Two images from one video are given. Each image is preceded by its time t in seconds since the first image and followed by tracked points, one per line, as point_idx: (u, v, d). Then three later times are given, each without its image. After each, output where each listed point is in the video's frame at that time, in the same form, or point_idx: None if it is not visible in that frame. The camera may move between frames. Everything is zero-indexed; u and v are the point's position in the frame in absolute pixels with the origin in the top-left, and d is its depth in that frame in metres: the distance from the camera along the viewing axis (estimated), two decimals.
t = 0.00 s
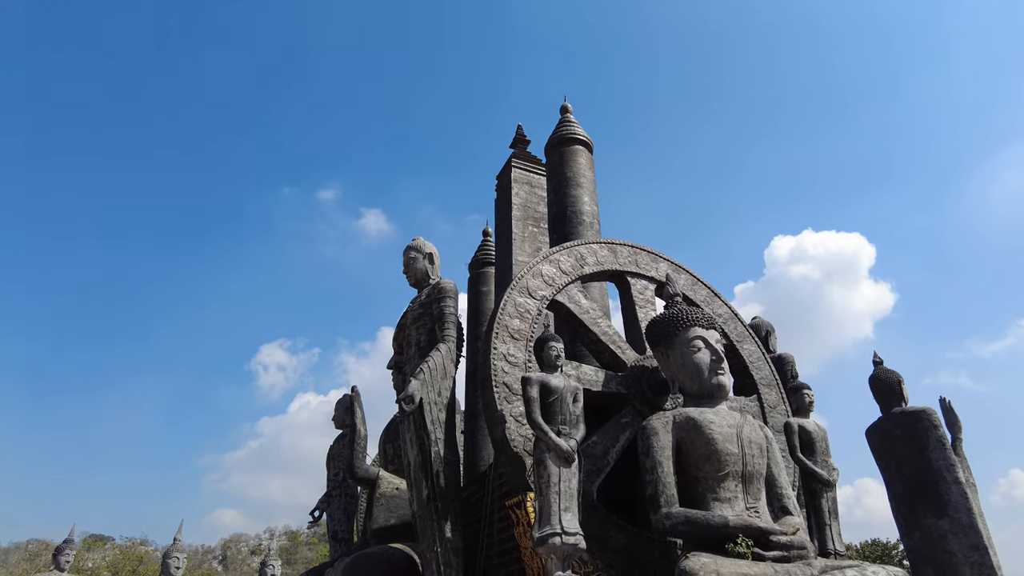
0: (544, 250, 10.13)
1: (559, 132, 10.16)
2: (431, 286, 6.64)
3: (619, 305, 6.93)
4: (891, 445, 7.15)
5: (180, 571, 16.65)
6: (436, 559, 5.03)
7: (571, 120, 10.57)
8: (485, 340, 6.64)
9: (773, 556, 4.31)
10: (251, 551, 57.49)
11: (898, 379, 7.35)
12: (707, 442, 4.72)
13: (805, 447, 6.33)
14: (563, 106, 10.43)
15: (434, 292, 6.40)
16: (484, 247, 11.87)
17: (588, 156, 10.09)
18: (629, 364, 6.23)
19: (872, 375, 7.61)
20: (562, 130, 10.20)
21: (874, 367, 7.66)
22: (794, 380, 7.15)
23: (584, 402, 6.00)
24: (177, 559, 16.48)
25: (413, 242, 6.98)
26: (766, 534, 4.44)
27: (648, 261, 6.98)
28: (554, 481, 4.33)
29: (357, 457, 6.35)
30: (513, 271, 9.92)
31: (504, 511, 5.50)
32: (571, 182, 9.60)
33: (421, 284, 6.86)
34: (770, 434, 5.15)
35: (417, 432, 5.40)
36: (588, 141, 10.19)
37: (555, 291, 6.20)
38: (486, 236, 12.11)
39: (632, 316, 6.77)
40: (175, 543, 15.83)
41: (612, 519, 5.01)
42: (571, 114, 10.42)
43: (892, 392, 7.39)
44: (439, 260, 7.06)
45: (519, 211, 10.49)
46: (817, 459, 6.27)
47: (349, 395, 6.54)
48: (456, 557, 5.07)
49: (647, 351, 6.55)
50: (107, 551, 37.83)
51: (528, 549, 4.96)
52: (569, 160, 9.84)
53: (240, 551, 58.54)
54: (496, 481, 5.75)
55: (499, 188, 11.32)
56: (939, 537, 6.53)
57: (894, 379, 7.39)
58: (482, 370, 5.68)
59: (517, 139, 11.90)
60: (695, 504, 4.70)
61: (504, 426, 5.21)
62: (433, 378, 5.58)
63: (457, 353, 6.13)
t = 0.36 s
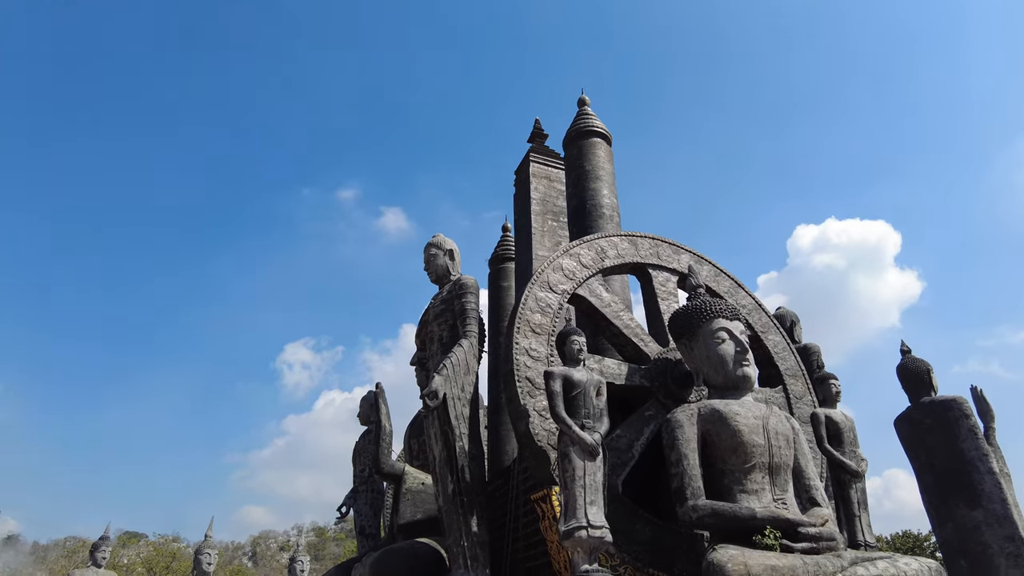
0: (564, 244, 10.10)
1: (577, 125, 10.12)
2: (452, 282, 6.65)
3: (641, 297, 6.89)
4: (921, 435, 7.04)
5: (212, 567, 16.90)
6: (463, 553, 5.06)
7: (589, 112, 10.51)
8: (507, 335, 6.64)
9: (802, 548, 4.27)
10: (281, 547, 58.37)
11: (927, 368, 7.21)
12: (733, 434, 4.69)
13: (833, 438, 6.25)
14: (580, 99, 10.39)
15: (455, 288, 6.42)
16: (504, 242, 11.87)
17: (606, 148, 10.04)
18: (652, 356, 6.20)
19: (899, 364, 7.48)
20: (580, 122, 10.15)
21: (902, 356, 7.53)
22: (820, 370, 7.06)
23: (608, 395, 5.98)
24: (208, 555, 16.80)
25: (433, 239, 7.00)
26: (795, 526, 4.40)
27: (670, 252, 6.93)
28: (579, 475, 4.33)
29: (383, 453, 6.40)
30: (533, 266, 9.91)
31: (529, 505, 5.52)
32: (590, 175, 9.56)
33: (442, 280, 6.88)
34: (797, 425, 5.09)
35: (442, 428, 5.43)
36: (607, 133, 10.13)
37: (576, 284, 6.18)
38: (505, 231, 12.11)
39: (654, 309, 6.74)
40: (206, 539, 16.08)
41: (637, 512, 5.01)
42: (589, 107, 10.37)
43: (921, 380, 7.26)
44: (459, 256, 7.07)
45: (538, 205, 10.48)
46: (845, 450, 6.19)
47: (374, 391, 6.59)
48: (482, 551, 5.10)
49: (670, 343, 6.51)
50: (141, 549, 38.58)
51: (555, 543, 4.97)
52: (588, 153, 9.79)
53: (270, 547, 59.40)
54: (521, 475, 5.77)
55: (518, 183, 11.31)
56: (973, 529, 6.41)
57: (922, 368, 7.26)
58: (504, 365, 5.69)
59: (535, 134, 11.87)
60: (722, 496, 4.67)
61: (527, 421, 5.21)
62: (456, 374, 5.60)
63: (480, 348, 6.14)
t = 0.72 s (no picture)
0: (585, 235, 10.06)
1: (596, 114, 10.06)
2: (473, 275, 6.67)
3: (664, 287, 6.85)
4: (952, 422, 6.91)
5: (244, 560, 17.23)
6: (491, 544, 5.09)
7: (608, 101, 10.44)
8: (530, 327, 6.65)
9: (832, 536, 4.23)
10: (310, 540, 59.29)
11: (958, 353, 7.07)
12: (760, 422, 4.65)
13: (861, 425, 6.18)
14: (599, 88, 10.32)
15: (477, 280, 6.44)
16: (524, 234, 11.86)
17: (626, 137, 9.97)
18: (677, 346, 6.16)
19: (929, 349, 7.34)
20: (599, 112, 10.09)
21: (932, 341, 7.39)
22: (848, 357, 6.97)
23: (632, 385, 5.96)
24: (239, 549, 17.12)
25: (454, 232, 7.02)
26: (824, 514, 4.36)
27: (693, 241, 6.87)
28: (605, 465, 4.33)
29: (410, 446, 6.46)
30: (554, 257, 9.90)
31: (555, 496, 5.54)
32: (610, 164, 9.51)
33: (464, 273, 6.90)
34: (825, 413, 5.04)
35: (467, 419, 5.46)
36: (626, 121, 10.05)
37: (598, 275, 6.16)
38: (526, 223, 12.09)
39: (677, 298, 6.69)
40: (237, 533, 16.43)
41: (664, 502, 5.00)
42: (608, 96, 10.30)
43: (952, 366, 7.12)
44: (481, 249, 7.08)
45: (558, 196, 10.45)
46: (874, 437, 6.11)
47: (399, 385, 6.64)
48: (510, 541, 5.13)
49: (694, 332, 6.47)
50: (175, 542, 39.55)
51: (582, 533, 4.98)
52: (607, 142, 9.74)
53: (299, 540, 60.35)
54: (546, 466, 5.79)
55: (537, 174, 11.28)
56: (1008, 517, 6.29)
57: (953, 353, 7.12)
58: (528, 356, 5.70)
59: (553, 124, 11.82)
60: (750, 485, 4.64)
61: (552, 412, 5.22)
62: (480, 366, 5.62)
63: (503, 340, 6.15)
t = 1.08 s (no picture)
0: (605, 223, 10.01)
1: (615, 101, 9.97)
2: (495, 266, 6.67)
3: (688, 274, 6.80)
4: (986, 405, 6.77)
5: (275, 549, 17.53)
6: (518, 532, 5.12)
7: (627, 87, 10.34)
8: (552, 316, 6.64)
9: (862, 522, 4.19)
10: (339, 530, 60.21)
11: (991, 335, 6.92)
12: (787, 409, 4.61)
13: (891, 410, 6.09)
14: (618, 74, 10.22)
15: (499, 271, 6.44)
16: (545, 224, 11.82)
17: (646, 123, 9.88)
18: (701, 333, 6.12)
19: (960, 332, 7.19)
20: (618, 98, 10.00)
21: (964, 324, 7.24)
22: (876, 341, 6.86)
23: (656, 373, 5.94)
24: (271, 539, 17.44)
25: (474, 223, 7.02)
26: (854, 500, 4.31)
27: (716, 226, 6.80)
28: (631, 453, 4.33)
29: (435, 436, 6.51)
30: (575, 246, 9.87)
31: (581, 484, 5.55)
32: (630, 151, 9.43)
33: (485, 264, 6.91)
34: (853, 398, 4.97)
35: (492, 409, 5.48)
36: (646, 107, 9.96)
37: (620, 263, 6.12)
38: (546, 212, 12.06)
39: (701, 284, 6.64)
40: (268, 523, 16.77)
41: (691, 489, 4.99)
42: (627, 82, 10.21)
43: (985, 348, 6.97)
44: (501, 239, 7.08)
45: (578, 184, 10.40)
46: (904, 421, 6.02)
47: (423, 376, 6.69)
48: (537, 530, 5.15)
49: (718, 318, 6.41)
50: (208, 533, 40.48)
51: (608, 521, 4.98)
52: (627, 129, 9.66)
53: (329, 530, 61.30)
54: (572, 455, 5.80)
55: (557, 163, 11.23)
56: None
57: (986, 335, 6.96)
58: (551, 346, 5.70)
59: (572, 112, 11.75)
60: (777, 471, 4.60)
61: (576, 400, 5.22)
62: (503, 356, 5.64)
63: (525, 330, 6.16)
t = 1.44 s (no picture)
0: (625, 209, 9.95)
1: (633, 85, 9.88)
2: (515, 255, 6.67)
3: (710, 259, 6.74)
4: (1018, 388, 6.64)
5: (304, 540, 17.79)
6: (543, 519, 5.14)
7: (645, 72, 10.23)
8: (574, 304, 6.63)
9: (891, 507, 4.14)
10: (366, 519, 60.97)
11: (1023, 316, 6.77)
12: (813, 393, 4.56)
13: (919, 394, 6.00)
14: (636, 58, 10.11)
15: (519, 260, 6.44)
16: (564, 212, 11.77)
17: (665, 107, 9.77)
18: (725, 319, 6.07)
19: (991, 314, 7.05)
20: (637, 82, 9.90)
21: (994, 305, 7.10)
22: (903, 324, 6.76)
23: (680, 359, 5.91)
24: (299, 529, 17.75)
25: (493, 213, 7.01)
26: (882, 485, 4.27)
27: (738, 210, 6.72)
28: (655, 440, 4.32)
29: (459, 425, 6.56)
30: (595, 233, 9.82)
31: (605, 471, 5.56)
32: (650, 136, 9.34)
33: (505, 253, 6.91)
34: (880, 382, 4.91)
35: (515, 398, 5.50)
36: (665, 91, 9.84)
37: (641, 250, 6.08)
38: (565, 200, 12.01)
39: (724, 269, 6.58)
40: (296, 513, 17.08)
41: (716, 475, 4.98)
42: (645, 66, 10.10)
43: (1017, 330, 6.82)
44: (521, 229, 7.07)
45: (598, 171, 10.33)
46: (933, 405, 5.92)
47: (446, 366, 6.72)
48: (562, 516, 5.17)
49: (742, 303, 6.36)
50: (239, 522, 41.30)
51: (633, 507, 4.99)
52: (646, 113, 9.56)
53: (356, 520, 62.07)
54: (595, 443, 5.82)
55: (575, 150, 11.16)
56: None
57: (1017, 317, 6.82)
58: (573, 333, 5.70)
59: (590, 98, 11.66)
60: (803, 456, 4.57)
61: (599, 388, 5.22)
62: (525, 345, 5.65)
63: (547, 319, 6.16)
